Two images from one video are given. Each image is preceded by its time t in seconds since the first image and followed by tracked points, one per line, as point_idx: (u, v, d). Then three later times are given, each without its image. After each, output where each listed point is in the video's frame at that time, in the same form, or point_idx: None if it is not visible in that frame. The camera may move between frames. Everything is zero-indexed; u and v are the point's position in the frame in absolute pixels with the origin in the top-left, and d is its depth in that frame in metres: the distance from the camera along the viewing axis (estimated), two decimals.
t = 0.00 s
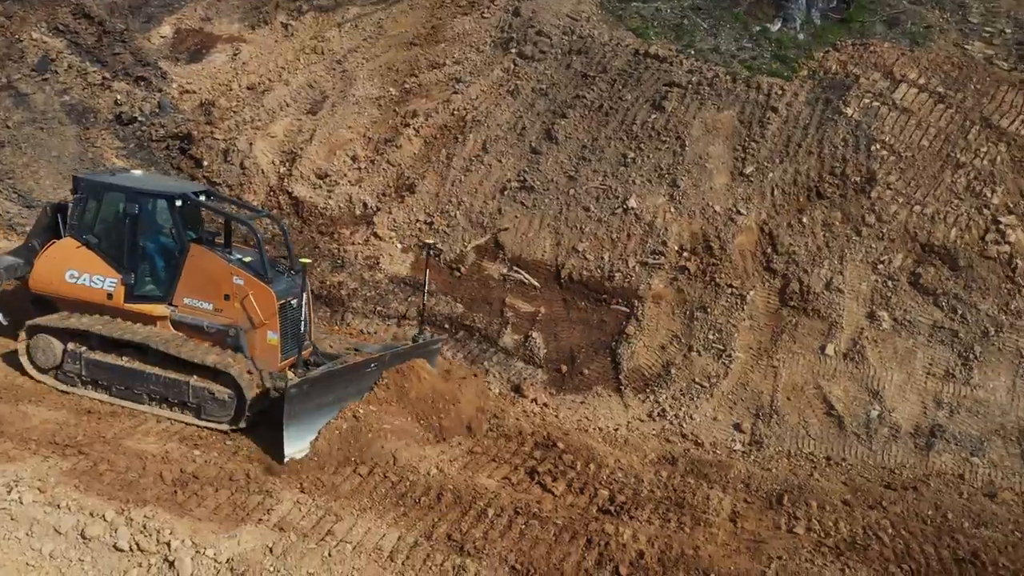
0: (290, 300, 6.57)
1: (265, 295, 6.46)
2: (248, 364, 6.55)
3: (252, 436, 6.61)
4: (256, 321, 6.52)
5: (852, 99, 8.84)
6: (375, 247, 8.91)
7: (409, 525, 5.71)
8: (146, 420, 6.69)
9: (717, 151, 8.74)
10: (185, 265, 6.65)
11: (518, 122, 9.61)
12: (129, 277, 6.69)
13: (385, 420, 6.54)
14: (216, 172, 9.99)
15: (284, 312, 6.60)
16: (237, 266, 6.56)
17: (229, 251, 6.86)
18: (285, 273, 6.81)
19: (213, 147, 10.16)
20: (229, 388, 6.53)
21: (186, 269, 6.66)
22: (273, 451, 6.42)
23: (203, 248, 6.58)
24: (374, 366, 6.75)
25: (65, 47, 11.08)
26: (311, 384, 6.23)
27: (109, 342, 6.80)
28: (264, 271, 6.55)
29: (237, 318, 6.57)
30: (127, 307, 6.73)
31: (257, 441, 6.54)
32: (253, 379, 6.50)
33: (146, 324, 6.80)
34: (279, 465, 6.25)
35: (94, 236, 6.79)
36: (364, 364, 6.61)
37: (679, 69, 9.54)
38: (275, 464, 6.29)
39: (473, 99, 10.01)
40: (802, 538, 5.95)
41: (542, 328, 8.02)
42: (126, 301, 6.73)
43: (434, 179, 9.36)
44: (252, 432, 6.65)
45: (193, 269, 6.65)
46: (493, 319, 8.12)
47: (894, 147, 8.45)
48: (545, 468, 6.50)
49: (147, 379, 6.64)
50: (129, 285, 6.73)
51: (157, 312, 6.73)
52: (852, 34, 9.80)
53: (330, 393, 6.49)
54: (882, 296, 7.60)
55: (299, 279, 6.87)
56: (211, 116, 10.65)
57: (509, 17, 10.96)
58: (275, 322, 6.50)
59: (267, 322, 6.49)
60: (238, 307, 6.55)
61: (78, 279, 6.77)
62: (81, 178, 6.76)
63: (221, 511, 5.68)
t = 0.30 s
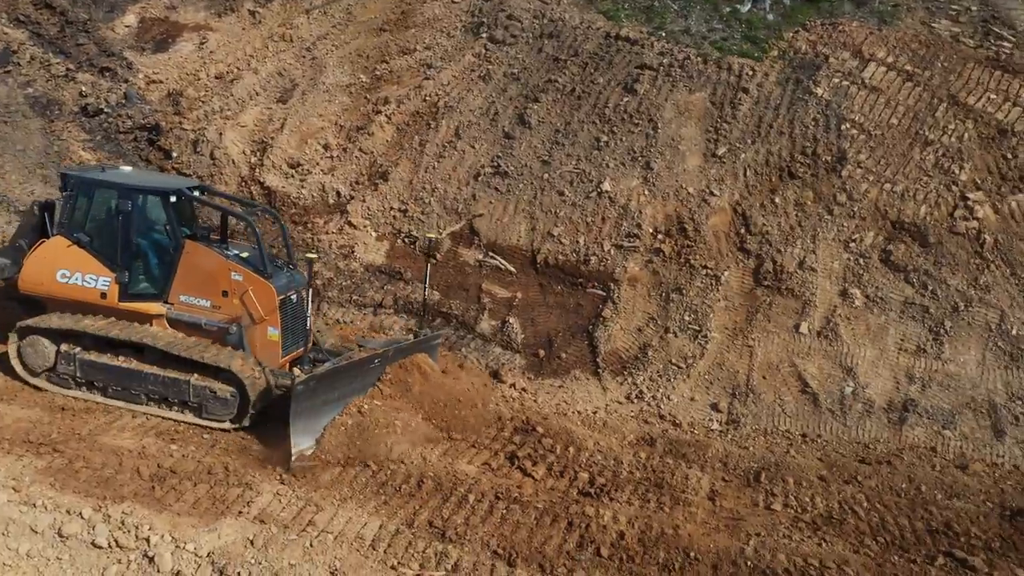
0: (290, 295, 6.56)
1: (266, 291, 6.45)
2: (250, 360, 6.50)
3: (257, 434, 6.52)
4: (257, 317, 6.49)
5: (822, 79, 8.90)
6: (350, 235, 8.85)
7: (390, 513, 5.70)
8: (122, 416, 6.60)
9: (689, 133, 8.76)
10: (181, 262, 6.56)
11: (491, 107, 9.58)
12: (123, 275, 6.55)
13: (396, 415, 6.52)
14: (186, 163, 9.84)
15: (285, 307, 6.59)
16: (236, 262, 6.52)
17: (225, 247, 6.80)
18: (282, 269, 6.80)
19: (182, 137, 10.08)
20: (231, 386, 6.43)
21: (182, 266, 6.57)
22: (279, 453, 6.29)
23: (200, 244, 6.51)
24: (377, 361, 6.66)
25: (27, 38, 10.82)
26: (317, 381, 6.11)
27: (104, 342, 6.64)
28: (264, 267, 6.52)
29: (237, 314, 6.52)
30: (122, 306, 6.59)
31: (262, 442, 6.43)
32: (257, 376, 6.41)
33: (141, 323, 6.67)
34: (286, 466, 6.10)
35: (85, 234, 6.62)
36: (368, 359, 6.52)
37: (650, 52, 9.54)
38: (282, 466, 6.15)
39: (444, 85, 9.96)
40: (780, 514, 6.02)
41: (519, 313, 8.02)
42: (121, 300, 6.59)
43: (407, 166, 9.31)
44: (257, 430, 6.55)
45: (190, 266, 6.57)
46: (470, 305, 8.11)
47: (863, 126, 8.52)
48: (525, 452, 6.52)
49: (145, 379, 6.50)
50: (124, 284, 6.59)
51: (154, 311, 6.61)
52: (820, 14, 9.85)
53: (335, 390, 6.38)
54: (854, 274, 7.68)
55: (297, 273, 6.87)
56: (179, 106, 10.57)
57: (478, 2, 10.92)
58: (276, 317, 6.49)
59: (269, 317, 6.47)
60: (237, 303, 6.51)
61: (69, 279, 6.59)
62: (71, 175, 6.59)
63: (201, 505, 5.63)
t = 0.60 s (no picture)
0: (289, 290, 6.43)
1: (265, 286, 6.32)
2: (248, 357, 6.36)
3: (260, 434, 6.42)
4: (256, 312, 6.36)
5: (789, 59, 8.95)
6: (321, 225, 8.78)
7: (370, 502, 5.68)
8: (94, 413, 6.50)
9: (660, 115, 8.77)
10: (175, 259, 6.43)
11: (460, 93, 9.54)
12: (116, 273, 6.41)
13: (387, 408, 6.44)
14: (152, 156, 9.68)
15: (283, 302, 6.48)
16: (232, 257, 6.39)
17: (220, 243, 6.66)
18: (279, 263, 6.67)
19: (147, 129, 9.89)
20: (231, 385, 6.31)
21: (176, 264, 6.43)
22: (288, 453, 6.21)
23: (194, 241, 6.38)
24: (381, 355, 6.57)
25: None
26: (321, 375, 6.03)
27: (98, 343, 6.51)
28: (261, 261, 6.40)
29: (234, 311, 6.39)
30: (115, 306, 6.45)
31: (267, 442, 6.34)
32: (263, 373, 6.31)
33: (135, 322, 6.53)
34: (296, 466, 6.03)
35: (75, 233, 6.47)
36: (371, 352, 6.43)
37: (619, 34, 9.53)
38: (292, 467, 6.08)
39: (413, 72, 9.91)
40: (756, 491, 6.09)
41: (494, 299, 8.01)
42: (114, 300, 6.45)
43: (377, 154, 9.25)
44: (260, 431, 6.46)
45: (184, 262, 6.43)
46: (444, 292, 8.07)
47: (831, 105, 8.59)
48: (503, 438, 6.53)
49: (142, 380, 6.39)
50: (116, 283, 6.45)
51: (148, 309, 6.47)
52: None
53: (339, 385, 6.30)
54: (824, 252, 7.75)
55: (294, 268, 6.75)
56: (143, 98, 10.34)
57: None
58: (275, 313, 6.38)
59: (267, 313, 6.35)
60: (234, 299, 6.38)
61: (61, 279, 6.46)
62: (59, 173, 6.42)
63: (178, 500, 5.58)
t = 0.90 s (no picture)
0: (288, 284, 6.38)
1: (264, 280, 6.25)
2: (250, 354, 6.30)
3: (265, 433, 6.32)
4: (256, 307, 6.29)
5: (756, 39, 8.99)
6: (292, 216, 8.69)
7: (348, 493, 5.66)
8: (64, 413, 6.39)
9: (629, 98, 8.77)
10: (172, 255, 6.30)
11: (428, 80, 9.48)
12: (110, 272, 6.24)
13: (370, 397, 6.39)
14: (116, 149, 9.53)
15: (282, 296, 6.41)
16: (230, 252, 6.31)
17: (215, 239, 6.57)
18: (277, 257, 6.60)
19: (110, 123, 9.74)
20: (233, 383, 6.22)
21: (173, 260, 6.30)
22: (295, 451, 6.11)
23: (191, 236, 6.27)
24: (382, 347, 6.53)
25: None
26: (326, 368, 5.95)
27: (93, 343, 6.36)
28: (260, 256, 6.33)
29: (233, 306, 6.31)
30: (110, 305, 6.28)
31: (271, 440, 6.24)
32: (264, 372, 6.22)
33: (130, 321, 6.38)
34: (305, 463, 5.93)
35: (66, 231, 6.29)
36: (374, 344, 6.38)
37: (586, 18, 9.51)
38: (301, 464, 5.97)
39: (380, 59, 9.85)
40: (731, 469, 6.16)
41: (468, 286, 7.99)
42: (108, 299, 6.28)
43: (346, 143, 9.17)
44: (265, 430, 6.37)
45: (181, 259, 6.31)
46: (418, 280, 8.04)
47: (797, 84, 8.64)
48: (480, 424, 6.53)
49: (140, 380, 6.28)
50: (111, 281, 6.27)
51: (144, 307, 6.32)
52: None
53: (343, 377, 6.22)
54: (793, 230, 7.82)
55: (291, 263, 6.70)
56: (105, 91, 10.21)
57: None
58: (275, 307, 6.32)
59: (267, 307, 6.29)
60: (233, 295, 6.29)
61: (52, 279, 6.26)
62: (48, 170, 6.23)
63: (154, 497, 5.51)
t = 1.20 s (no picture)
0: (287, 277, 6.35)
1: (264, 274, 6.23)
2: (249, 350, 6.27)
3: (269, 431, 6.26)
4: (255, 301, 6.26)
5: (722, 20, 9.01)
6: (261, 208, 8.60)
7: (326, 484, 5.65)
8: (35, 413, 6.28)
9: (597, 81, 8.77)
10: (167, 252, 6.22)
11: (396, 67, 9.42)
12: (104, 270, 6.14)
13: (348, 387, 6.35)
14: (79, 144, 9.37)
15: (281, 289, 6.39)
16: (227, 247, 6.26)
17: (210, 235, 6.50)
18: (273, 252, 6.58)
19: (73, 117, 9.58)
20: (237, 382, 6.15)
21: (167, 257, 6.22)
22: (302, 447, 6.07)
23: (187, 232, 6.20)
24: (385, 337, 6.49)
25: None
26: (331, 359, 5.90)
27: (89, 345, 6.28)
28: (257, 250, 6.30)
29: (231, 301, 6.25)
30: (104, 304, 6.17)
31: (276, 438, 6.18)
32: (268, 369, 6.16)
33: (126, 320, 6.28)
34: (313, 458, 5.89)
35: (57, 231, 6.17)
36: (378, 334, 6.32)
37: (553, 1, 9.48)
38: (309, 459, 5.93)
39: (345, 47, 9.79)
40: (706, 447, 6.21)
41: (441, 273, 7.97)
42: (103, 298, 6.17)
43: (314, 132, 9.09)
44: (269, 428, 6.30)
45: (177, 255, 6.24)
46: (391, 270, 8.00)
47: (764, 64, 8.69)
48: (457, 412, 6.53)
49: (139, 380, 6.18)
50: (104, 281, 6.17)
51: (139, 305, 6.23)
52: None
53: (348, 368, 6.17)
54: (763, 210, 7.88)
55: (287, 257, 6.67)
56: (66, 84, 10.05)
57: None
58: (275, 300, 6.29)
59: (267, 301, 6.26)
60: (232, 290, 6.24)
61: (43, 280, 6.14)
62: (36, 169, 6.11)
63: (129, 495, 5.44)
